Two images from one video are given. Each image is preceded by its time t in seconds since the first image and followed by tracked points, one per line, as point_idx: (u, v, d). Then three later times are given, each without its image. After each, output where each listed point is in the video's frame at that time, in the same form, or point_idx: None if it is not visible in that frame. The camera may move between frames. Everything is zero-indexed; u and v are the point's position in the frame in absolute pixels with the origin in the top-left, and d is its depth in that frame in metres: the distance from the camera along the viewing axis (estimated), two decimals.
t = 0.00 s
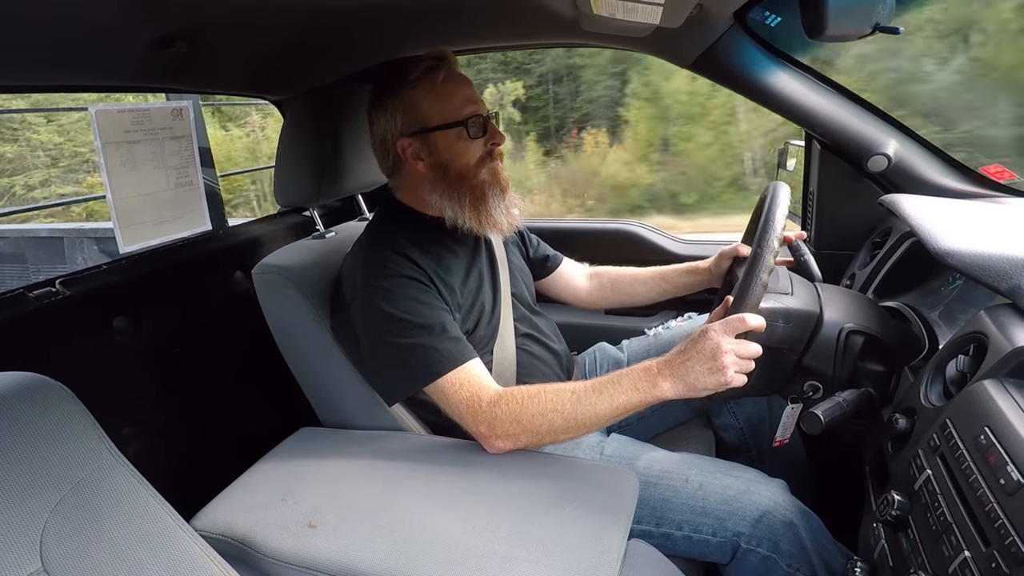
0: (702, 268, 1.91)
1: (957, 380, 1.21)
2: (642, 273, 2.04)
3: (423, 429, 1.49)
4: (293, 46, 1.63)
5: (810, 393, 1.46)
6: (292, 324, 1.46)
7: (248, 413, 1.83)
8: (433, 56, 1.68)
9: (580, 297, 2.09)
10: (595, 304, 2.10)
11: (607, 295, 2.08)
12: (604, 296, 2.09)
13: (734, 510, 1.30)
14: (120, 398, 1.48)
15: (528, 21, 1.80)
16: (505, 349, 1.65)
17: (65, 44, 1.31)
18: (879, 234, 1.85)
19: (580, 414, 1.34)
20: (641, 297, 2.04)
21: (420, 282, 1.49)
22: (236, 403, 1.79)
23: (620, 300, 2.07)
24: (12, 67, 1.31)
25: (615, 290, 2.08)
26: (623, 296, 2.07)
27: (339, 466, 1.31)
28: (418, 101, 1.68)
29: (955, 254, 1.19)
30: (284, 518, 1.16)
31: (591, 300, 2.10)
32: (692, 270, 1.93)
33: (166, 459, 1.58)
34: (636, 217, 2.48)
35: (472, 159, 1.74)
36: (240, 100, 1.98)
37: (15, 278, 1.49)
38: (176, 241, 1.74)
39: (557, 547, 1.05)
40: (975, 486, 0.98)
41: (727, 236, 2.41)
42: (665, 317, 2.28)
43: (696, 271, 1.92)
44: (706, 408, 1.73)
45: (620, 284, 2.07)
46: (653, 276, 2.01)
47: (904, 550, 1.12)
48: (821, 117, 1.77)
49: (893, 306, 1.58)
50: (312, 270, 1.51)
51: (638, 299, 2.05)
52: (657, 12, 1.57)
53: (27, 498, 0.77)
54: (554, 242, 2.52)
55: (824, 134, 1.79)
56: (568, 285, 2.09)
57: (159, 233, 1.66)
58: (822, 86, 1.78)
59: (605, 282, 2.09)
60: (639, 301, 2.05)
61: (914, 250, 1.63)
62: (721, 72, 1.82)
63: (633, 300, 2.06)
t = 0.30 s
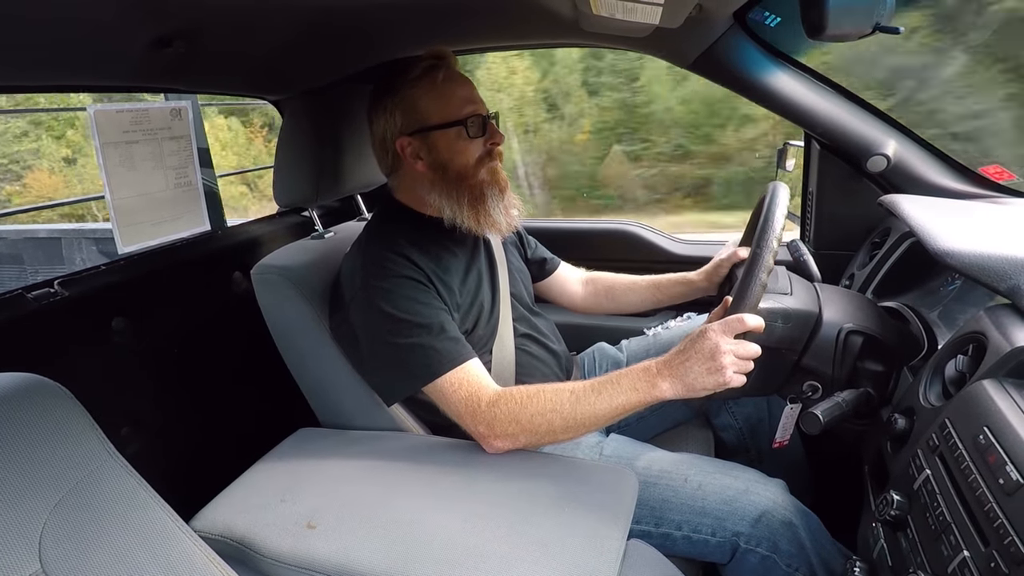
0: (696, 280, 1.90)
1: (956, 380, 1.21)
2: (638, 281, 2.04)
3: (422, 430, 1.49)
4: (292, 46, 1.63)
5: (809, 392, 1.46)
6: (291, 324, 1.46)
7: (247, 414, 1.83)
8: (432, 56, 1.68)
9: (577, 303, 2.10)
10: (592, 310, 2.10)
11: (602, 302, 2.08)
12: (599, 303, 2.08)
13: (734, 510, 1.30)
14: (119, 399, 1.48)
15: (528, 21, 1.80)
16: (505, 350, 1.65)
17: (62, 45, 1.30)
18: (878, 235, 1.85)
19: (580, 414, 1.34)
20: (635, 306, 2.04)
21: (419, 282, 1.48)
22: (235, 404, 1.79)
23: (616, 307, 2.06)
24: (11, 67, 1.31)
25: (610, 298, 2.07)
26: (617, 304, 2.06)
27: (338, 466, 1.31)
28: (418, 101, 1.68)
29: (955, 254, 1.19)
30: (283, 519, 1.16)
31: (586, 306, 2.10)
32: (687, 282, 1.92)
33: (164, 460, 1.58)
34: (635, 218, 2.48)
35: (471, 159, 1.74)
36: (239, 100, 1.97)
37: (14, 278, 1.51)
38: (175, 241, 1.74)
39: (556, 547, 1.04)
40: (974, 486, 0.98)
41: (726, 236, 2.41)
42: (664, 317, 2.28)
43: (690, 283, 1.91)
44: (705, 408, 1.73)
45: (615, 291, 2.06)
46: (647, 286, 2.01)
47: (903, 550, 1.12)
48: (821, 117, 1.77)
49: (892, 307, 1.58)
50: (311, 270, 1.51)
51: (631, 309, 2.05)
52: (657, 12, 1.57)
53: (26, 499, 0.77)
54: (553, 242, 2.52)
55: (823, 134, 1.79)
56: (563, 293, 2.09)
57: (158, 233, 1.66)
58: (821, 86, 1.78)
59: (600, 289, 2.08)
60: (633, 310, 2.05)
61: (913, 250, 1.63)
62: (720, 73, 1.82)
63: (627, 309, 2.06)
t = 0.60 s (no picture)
0: (691, 280, 1.90)
1: (956, 379, 1.21)
2: (632, 282, 2.04)
3: (423, 430, 1.49)
4: (291, 46, 1.63)
5: (809, 392, 1.47)
6: (290, 325, 1.46)
7: (246, 414, 1.83)
8: (430, 55, 1.68)
9: (572, 306, 2.10)
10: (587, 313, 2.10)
11: (596, 304, 2.08)
12: (595, 305, 2.08)
13: (734, 509, 1.30)
14: (119, 400, 1.48)
15: (526, 20, 1.80)
16: (505, 350, 1.65)
17: (61, 45, 1.30)
18: (878, 234, 1.86)
19: (580, 414, 1.33)
20: (631, 306, 2.04)
21: (418, 282, 1.48)
22: (235, 404, 1.79)
23: (611, 308, 2.06)
24: (10, 68, 1.31)
25: (605, 299, 2.07)
26: (611, 306, 2.06)
27: (339, 467, 1.30)
28: (416, 100, 1.68)
29: (954, 253, 1.19)
30: (284, 519, 1.16)
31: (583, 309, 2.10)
32: (681, 282, 1.92)
33: (165, 461, 1.58)
34: (635, 217, 2.48)
35: (469, 158, 1.74)
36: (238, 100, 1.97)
37: (13, 279, 1.51)
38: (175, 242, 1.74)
39: (557, 547, 1.04)
40: (974, 485, 0.98)
41: (725, 235, 2.41)
42: (664, 317, 2.28)
43: (685, 283, 1.91)
44: (705, 408, 1.73)
45: (610, 293, 2.06)
46: (641, 286, 2.01)
47: (904, 549, 1.12)
48: (819, 118, 1.77)
49: (891, 306, 1.58)
50: (311, 271, 1.51)
51: (627, 309, 2.05)
52: (655, 11, 1.57)
53: (26, 500, 0.77)
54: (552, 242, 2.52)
55: (822, 134, 1.79)
56: (560, 294, 2.09)
57: (158, 234, 1.67)
58: (820, 85, 1.78)
59: (597, 290, 2.08)
60: (629, 310, 2.05)
61: (912, 249, 1.63)
62: (720, 72, 1.82)
63: (623, 310, 2.05)
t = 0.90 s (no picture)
0: (693, 278, 1.90)
1: (957, 377, 1.21)
2: (634, 280, 2.04)
3: (423, 428, 1.49)
4: (291, 45, 1.63)
5: (810, 390, 1.47)
6: (291, 323, 1.46)
7: (247, 413, 1.83)
8: (432, 53, 1.68)
9: (574, 303, 2.10)
10: (588, 309, 2.09)
11: (597, 301, 2.07)
12: (596, 301, 2.07)
13: (735, 507, 1.30)
14: (120, 398, 1.48)
15: (526, 19, 1.79)
16: (505, 348, 1.64)
17: (61, 44, 1.30)
18: (879, 232, 1.85)
19: (580, 413, 1.33)
20: (633, 303, 2.04)
21: (419, 281, 1.48)
22: (235, 403, 1.79)
23: (613, 305, 2.06)
24: (10, 67, 1.31)
25: (607, 296, 2.06)
26: (613, 302, 2.06)
27: (339, 465, 1.30)
28: (417, 98, 1.68)
29: (956, 252, 1.19)
30: (285, 517, 1.16)
31: (585, 305, 2.10)
32: (683, 279, 1.93)
33: (166, 459, 1.58)
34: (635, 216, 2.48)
35: (470, 156, 1.74)
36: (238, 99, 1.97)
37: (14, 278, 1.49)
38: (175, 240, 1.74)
39: (557, 546, 1.04)
40: (975, 483, 0.98)
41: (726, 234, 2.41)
42: (664, 316, 2.28)
43: (686, 281, 1.91)
44: (705, 406, 1.73)
45: (612, 289, 2.06)
46: (644, 283, 2.02)
47: (904, 547, 1.12)
48: (820, 116, 1.77)
49: (892, 304, 1.58)
50: (311, 270, 1.51)
51: (628, 307, 2.05)
52: (656, 10, 1.57)
53: (28, 498, 0.77)
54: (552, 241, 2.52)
55: (823, 132, 1.79)
56: (562, 290, 2.09)
57: (159, 232, 1.67)
58: (821, 83, 1.78)
59: (598, 288, 2.07)
60: (631, 308, 2.05)
61: (913, 248, 1.63)
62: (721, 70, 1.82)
63: (624, 307, 2.06)
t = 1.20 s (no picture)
0: (694, 278, 1.90)
1: (958, 378, 1.21)
2: (634, 281, 2.04)
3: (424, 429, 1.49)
4: (291, 46, 1.63)
5: (811, 390, 1.46)
6: (291, 324, 1.46)
7: (248, 414, 1.83)
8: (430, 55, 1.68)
9: (574, 303, 2.10)
10: (589, 310, 2.09)
11: (598, 302, 2.07)
12: (596, 302, 2.07)
13: (736, 508, 1.30)
14: (121, 400, 1.48)
15: (525, 19, 1.79)
16: (506, 349, 1.64)
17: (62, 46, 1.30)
18: (880, 232, 1.85)
19: (581, 414, 1.33)
20: (633, 304, 2.04)
21: (419, 282, 1.48)
22: (236, 404, 1.79)
23: (614, 306, 2.06)
24: (10, 69, 1.31)
25: (607, 297, 2.06)
26: (613, 303, 2.06)
27: (340, 466, 1.30)
28: (417, 100, 1.68)
29: (956, 252, 1.18)
30: (286, 519, 1.16)
31: (585, 306, 2.10)
32: (684, 280, 1.92)
33: (167, 461, 1.59)
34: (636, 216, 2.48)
35: (470, 157, 1.74)
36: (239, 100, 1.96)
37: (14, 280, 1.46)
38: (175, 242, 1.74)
39: (558, 547, 1.04)
40: (976, 483, 0.98)
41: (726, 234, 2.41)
42: (664, 316, 2.28)
43: (687, 281, 1.91)
44: (707, 407, 1.73)
45: (613, 290, 2.05)
46: (645, 284, 2.01)
47: (906, 547, 1.12)
48: (820, 116, 1.77)
49: (893, 305, 1.57)
50: (312, 271, 1.51)
51: (629, 307, 2.05)
52: (656, 10, 1.57)
53: (28, 499, 0.77)
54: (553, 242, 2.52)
55: (824, 132, 1.79)
56: (563, 291, 2.09)
57: (159, 234, 1.67)
58: (821, 83, 1.77)
59: (599, 288, 2.07)
60: (631, 309, 2.05)
61: (914, 248, 1.63)
62: (721, 70, 1.82)
63: (625, 308, 2.05)
